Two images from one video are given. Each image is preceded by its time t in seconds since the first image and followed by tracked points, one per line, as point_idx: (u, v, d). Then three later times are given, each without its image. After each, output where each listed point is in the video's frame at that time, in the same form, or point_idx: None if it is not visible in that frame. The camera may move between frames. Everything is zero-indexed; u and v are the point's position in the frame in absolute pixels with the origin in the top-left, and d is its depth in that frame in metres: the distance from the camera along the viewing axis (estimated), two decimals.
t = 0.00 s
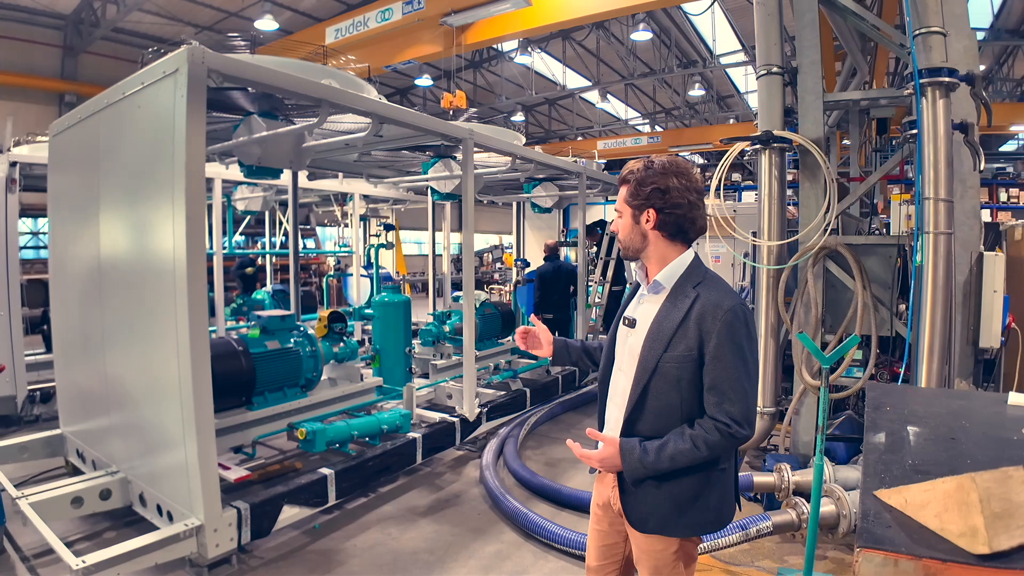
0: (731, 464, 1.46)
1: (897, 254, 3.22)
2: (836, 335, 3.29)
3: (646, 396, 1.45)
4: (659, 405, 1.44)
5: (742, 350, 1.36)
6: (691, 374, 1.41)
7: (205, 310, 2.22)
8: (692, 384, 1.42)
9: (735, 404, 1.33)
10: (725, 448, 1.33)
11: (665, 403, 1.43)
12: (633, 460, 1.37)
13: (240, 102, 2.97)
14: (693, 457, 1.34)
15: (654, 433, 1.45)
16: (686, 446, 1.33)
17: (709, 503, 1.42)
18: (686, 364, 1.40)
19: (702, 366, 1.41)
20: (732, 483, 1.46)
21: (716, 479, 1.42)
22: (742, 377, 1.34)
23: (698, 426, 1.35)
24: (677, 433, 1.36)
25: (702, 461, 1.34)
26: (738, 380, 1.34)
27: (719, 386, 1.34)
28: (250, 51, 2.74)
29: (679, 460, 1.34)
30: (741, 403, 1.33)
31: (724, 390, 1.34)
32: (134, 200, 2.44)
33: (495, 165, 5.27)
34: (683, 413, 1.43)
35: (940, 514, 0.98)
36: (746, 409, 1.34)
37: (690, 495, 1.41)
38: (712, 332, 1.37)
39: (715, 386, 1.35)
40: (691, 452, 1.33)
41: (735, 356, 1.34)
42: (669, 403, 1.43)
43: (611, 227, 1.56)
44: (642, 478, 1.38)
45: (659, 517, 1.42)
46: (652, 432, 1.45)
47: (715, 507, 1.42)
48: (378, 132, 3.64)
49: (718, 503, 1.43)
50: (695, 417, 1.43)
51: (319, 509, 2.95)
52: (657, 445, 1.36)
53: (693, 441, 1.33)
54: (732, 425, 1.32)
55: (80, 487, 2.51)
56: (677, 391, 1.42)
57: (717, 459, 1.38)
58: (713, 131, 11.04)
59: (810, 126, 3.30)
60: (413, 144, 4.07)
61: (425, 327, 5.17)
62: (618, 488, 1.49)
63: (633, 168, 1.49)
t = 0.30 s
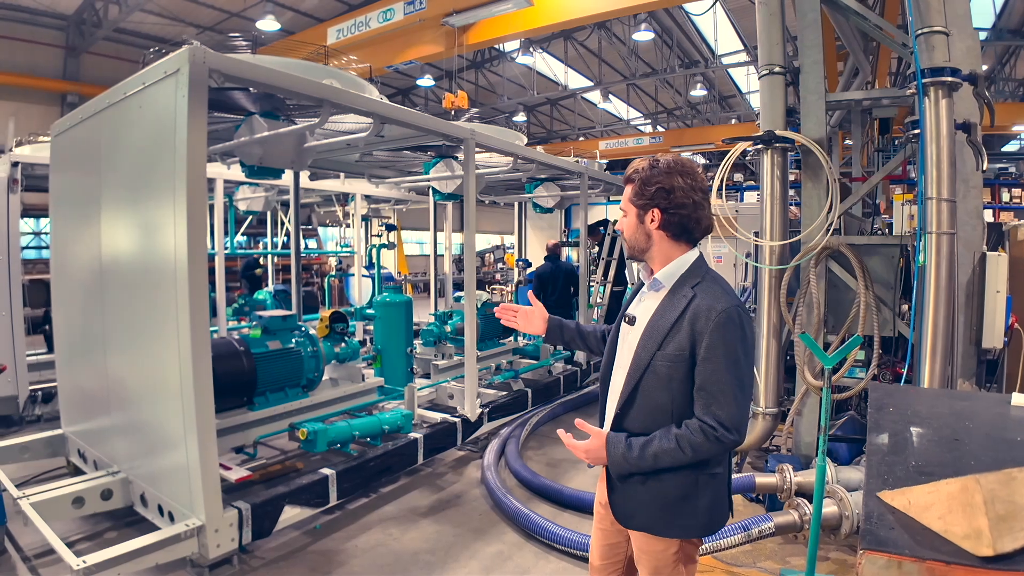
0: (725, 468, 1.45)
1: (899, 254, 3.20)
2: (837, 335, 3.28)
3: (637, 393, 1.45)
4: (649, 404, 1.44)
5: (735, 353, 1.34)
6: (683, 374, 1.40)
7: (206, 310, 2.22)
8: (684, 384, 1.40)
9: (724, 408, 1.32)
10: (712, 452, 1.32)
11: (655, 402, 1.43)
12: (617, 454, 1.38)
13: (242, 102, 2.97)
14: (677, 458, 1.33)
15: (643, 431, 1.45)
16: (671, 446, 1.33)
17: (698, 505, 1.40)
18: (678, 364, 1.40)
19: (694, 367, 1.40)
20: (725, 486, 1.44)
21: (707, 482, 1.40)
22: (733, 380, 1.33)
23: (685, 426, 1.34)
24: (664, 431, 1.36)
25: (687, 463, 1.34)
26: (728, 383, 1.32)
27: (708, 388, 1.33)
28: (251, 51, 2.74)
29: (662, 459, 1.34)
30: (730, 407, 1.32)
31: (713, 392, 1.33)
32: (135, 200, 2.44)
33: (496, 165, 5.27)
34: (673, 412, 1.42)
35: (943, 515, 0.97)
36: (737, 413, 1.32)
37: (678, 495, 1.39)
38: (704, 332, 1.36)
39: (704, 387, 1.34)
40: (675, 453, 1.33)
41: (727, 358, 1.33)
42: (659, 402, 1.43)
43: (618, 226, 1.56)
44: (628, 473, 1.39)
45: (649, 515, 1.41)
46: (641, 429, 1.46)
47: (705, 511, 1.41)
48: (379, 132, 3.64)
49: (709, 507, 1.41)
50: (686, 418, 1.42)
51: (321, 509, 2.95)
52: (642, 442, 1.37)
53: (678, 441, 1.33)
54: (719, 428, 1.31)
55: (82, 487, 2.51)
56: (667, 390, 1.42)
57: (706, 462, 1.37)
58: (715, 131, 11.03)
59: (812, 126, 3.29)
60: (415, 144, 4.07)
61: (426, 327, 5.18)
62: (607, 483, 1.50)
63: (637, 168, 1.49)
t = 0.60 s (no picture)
0: (732, 472, 1.43)
1: (902, 255, 3.20)
2: (841, 337, 3.27)
3: (644, 399, 1.44)
4: (657, 409, 1.43)
5: (743, 358, 1.33)
6: (690, 379, 1.39)
7: (208, 310, 2.22)
8: (691, 389, 1.40)
9: (732, 413, 1.30)
10: (720, 457, 1.31)
11: (662, 407, 1.42)
12: (626, 461, 1.37)
13: (244, 103, 2.97)
14: (686, 464, 1.32)
15: (651, 436, 1.45)
16: (680, 453, 1.32)
17: (706, 509, 1.39)
18: (685, 369, 1.39)
19: (701, 372, 1.39)
20: (733, 490, 1.43)
21: (715, 487, 1.39)
22: (740, 384, 1.32)
23: (693, 432, 1.33)
24: (672, 437, 1.35)
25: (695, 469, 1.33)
26: (736, 387, 1.31)
27: (717, 393, 1.32)
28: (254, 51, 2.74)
29: (671, 466, 1.33)
30: (739, 413, 1.30)
31: (721, 398, 1.32)
32: (137, 201, 2.44)
33: (499, 166, 5.26)
34: (681, 417, 1.41)
35: (950, 519, 0.96)
36: (745, 418, 1.31)
37: (686, 500, 1.38)
38: (711, 337, 1.35)
39: (712, 393, 1.33)
40: (684, 459, 1.32)
41: (734, 363, 1.32)
42: (667, 407, 1.42)
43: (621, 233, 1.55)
44: (636, 479, 1.38)
45: (656, 519, 1.40)
46: (648, 435, 1.45)
47: (712, 515, 1.40)
48: (382, 133, 3.63)
49: (717, 512, 1.40)
50: (694, 423, 1.41)
51: (323, 510, 2.94)
52: (651, 448, 1.36)
53: (686, 448, 1.32)
54: (727, 434, 1.30)
55: (84, 488, 2.51)
56: (674, 396, 1.41)
57: (716, 467, 1.36)
58: (718, 131, 11.01)
59: (815, 126, 3.28)
60: (418, 145, 4.07)
61: (428, 328, 5.13)
62: (616, 488, 1.49)
63: (636, 174, 1.48)
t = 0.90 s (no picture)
0: (737, 473, 1.43)
1: (905, 255, 3.19)
2: (844, 337, 3.27)
3: (651, 400, 1.44)
4: (664, 411, 1.42)
5: (750, 357, 1.32)
6: (698, 380, 1.38)
7: (211, 310, 2.22)
8: (698, 390, 1.39)
9: (740, 413, 1.30)
10: (728, 458, 1.31)
11: (669, 408, 1.42)
12: (635, 463, 1.36)
13: (246, 103, 2.97)
14: (694, 465, 1.32)
15: (658, 438, 1.44)
16: (689, 453, 1.32)
17: (714, 509, 1.39)
18: (692, 370, 1.38)
19: (708, 372, 1.39)
20: (738, 489, 1.43)
21: (721, 488, 1.39)
22: (749, 383, 1.31)
23: (701, 433, 1.33)
24: (680, 438, 1.35)
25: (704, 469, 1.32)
26: (745, 387, 1.31)
27: (725, 393, 1.32)
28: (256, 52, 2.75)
29: (680, 466, 1.32)
30: (747, 412, 1.30)
31: (729, 398, 1.31)
32: (139, 201, 2.44)
33: (501, 166, 5.26)
34: (688, 418, 1.41)
35: (954, 519, 0.96)
36: (753, 417, 1.30)
37: (693, 501, 1.38)
38: (718, 337, 1.35)
39: (721, 393, 1.32)
40: (692, 460, 1.31)
41: (742, 363, 1.31)
42: (674, 408, 1.41)
43: (623, 235, 1.55)
44: (643, 480, 1.38)
45: (664, 519, 1.40)
46: (655, 437, 1.44)
47: (720, 515, 1.39)
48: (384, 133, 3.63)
49: (725, 511, 1.39)
50: (701, 423, 1.41)
51: (325, 510, 2.94)
52: (659, 450, 1.35)
53: (695, 449, 1.31)
54: (736, 434, 1.30)
55: (86, 488, 2.51)
56: (682, 396, 1.40)
57: (724, 466, 1.35)
58: (720, 131, 11.01)
59: (818, 126, 3.27)
60: (420, 145, 4.07)
61: (430, 328, 5.18)
62: (623, 489, 1.48)
63: (636, 175, 1.48)
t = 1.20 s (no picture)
0: (737, 472, 1.42)
1: (907, 255, 3.18)
2: (846, 337, 3.26)
3: (649, 399, 1.44)
4: (662, 410, 1.42)
5: (748, 357, 1.31)
6: (695, 379, 1.38)
7: (212, 310, 2.22)
8: (696, 389, 1.39)
9: (737, 412, 1.30)
10: (726, 458, 1.30)
11: (667, 408, 1.42)
12: (632, 463, 1.36)
13: (247, 103, 2.98)
14: (692, 465, 1.32)
15: (656, 437, 1.44)
16: (686, 453, 1.31)
17: (714, 509, 1.38)
18: (689, 369, 1.38)
19: (706, 371, 1.39)
20: (738, 488, 1.42)
21: (721, 488, 1.38)
22: (747, 382, 1.31)
23: (699, 432, 1.33)
24: (678, 438, 1.34)
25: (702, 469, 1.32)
26: (742, 386, 1.30)
27: (722, 392, 1.31)
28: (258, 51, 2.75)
29: (677, 466, 1.32)
30: (744, 412, 1.30)
31: (726, 398, 1.31)
32: (141, 201, 2.45)
33: (503, 166, 5.26)
34: (686, 418, 1.41)
35: (956, 518, 0.96)
36: (750, 417, 1.30)
37: (692, 500, 1.38)
38: (715, 336, 1.34)
39: (718, 393, 1.32)
40: (690, 459, 1.31)
41: (739, 362, 1.31)
42: (671, 407, 1.41)
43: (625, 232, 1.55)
44: (642, 479, 1.38)
45: (663, 518, 1.40)
46: (653, 436, 1.44)
47: (720, 515, 1.39)
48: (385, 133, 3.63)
49: (724, 511, 1.39)
50: (699, 423, 1.40)
51: (326, 510, 2.94)
52: (657, 449, 1.35)
53: (692, 448, 1.31)
54: (734, 434, 1.29)
55: (88, 487, 2.51)
56: (679, 396, 1.40)
57: (724, 465, 1.35)
58: (721, 131, 11.01)
59: (819, 126, 3.26)
60: (421, 145, 4.07)
61: (432, 328, 5.22)
62: (622, 489, 1.48)
63: (635, 173, 1.48)
